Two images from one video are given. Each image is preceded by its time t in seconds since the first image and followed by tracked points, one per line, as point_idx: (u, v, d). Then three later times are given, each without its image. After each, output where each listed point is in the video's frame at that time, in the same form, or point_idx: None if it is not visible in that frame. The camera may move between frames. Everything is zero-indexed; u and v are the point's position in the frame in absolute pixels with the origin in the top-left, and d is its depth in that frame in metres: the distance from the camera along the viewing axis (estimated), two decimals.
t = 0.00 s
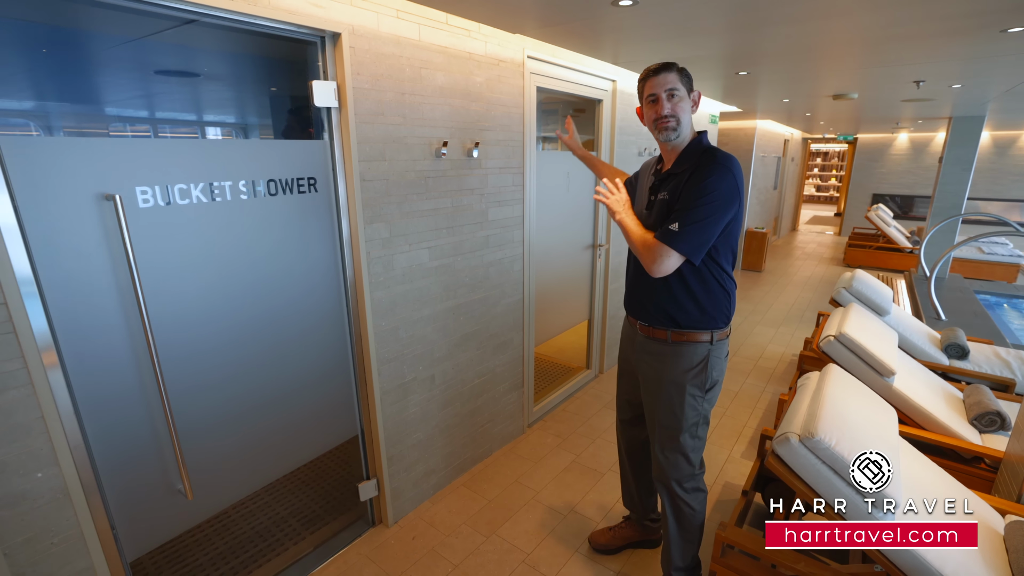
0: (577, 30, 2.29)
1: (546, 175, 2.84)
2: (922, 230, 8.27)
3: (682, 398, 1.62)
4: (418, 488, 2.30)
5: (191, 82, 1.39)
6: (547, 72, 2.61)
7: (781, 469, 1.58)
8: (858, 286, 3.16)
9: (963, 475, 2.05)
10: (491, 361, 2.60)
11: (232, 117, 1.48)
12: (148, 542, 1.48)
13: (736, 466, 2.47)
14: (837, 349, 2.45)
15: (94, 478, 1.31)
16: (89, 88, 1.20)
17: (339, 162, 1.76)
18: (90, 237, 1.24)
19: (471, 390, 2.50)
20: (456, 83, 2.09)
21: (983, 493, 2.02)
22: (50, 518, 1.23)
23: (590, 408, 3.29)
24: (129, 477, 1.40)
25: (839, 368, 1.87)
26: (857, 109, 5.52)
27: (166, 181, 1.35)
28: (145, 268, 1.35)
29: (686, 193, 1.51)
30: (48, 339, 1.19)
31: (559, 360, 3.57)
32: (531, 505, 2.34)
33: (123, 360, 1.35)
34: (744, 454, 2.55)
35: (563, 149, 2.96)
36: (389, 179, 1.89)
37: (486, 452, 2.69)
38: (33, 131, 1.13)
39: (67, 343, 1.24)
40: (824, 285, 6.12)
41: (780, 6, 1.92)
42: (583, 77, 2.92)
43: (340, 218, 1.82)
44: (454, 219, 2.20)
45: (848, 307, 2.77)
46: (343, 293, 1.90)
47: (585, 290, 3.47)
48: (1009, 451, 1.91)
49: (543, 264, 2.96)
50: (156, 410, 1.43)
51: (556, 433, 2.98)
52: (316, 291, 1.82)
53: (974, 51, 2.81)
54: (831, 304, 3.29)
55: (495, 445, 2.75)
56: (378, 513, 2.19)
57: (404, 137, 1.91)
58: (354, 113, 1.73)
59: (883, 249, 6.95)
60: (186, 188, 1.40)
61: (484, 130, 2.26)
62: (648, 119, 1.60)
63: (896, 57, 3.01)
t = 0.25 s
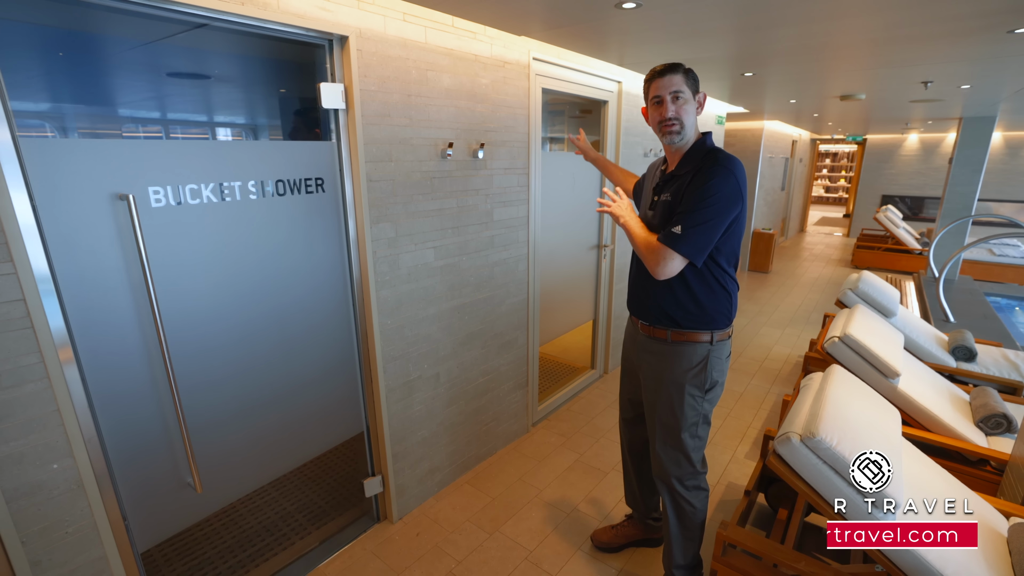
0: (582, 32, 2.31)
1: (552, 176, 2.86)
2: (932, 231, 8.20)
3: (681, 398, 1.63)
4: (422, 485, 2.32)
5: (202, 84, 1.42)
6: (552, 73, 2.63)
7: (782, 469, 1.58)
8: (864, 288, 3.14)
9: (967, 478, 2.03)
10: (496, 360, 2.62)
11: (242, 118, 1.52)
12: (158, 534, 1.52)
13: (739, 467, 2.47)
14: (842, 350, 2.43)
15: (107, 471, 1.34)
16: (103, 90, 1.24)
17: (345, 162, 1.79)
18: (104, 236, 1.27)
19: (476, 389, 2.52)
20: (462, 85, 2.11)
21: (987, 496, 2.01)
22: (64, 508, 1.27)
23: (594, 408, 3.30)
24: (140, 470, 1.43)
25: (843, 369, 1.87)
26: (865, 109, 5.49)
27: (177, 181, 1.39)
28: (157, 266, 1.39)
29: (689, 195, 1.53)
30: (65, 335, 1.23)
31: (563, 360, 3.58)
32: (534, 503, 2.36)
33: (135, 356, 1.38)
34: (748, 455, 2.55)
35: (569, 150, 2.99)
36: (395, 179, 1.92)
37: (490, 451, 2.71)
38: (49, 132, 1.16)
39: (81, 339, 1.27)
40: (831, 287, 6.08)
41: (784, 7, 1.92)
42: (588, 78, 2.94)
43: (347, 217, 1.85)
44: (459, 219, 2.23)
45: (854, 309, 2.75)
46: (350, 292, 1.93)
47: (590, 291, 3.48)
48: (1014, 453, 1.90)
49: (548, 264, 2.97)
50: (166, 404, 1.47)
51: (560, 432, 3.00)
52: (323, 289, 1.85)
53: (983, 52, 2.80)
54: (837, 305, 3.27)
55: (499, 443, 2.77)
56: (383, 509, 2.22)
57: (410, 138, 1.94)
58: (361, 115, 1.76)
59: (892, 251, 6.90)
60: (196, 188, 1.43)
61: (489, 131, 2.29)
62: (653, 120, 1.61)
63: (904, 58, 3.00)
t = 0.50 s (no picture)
0: (585, 34, 2.32)
1: (555, 177, 2.87)
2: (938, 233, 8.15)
3: (686, 400, 1.64)
4: (425, 483, 2.34)
5: (209, 86, 1.45)
6: (555, 75, 2.64)
7: (782, 469, 1.58)
8: (868, 289, 3.14)
9: (971, 479, 2.02)
10: (498, 359, 2.64)
11: (248, 119, 1.54)
12: (165, 528, 1.54)
13: (742, 467, 2.48)
14: (844, 350, 2.43)
15: (115, 465, 1.37)
16: (113, 92, 1.26)
17: (349, 163, 1.81)
18: (113, 235, 1.30)
19: (479, 388, 2.54)
20: (465, 86, 2.13)
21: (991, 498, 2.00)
22: (74, 502, 1.29)
23: (597, 408, 3.31)
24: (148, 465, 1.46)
25: (845, 370, 1.87)
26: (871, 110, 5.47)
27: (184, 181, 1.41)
28: (165, 265, 1.41)
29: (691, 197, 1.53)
30: (75, 333, 1.25)
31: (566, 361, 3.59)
32: (536, 502, 2.37)
33: (142, 353, 1.41)
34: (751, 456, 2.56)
35: (573, 150, 3.00)
36: (399, 180, 1.94)
37: (492, 450, 2.72)
38: (59, 133, 1.19)
39: (90, 336, 1.30)
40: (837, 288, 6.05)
41: (786, 8, 1.93)
42: (591, 79, 2.95)
43: (351, 217, 1.87)
44: (463, 219, 2.24)
45: (857, 310, 2.75)
46: (354, 291, 1.96)
47: (593, 291, 3.49)
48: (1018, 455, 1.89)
49: (552, 265, 2.99)
50: (172, 401, 1.49)
51: (562, 432, 3.01)
52: (327, 289, 1.88)
53: (988, 52, 2.79)
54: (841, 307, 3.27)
55: (502, 442, 2.79)
56: (386, 506, 2.24)
57: (413, 139, 1.96)
58: (365, 117, 1.78)
59: (899, 252, 6.86)
60: (203, 189, 1.46)
61: (492, 132, 2.30)
62: (648, 128, 1.62)
63: (908, 59, 2.99)
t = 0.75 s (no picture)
0: (586, 35, 2.34)
1: (557, 178, 2.88)
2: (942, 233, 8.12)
3: (687, 402, 1.65)
4: (426, 482, 2.36)
5: (213, 87, 1.47)
6: (556, 76, 2.65)
7: (781, 469, 1.59)
8: (870, 289, 3.14)
9: (971, 480, 2.02)
10: (499, 359, 2.65)
11: (252, 120, 1.56)
12: (169, 524, 1.56)
13: (743, 468, 2.48)
14: (845, 351, 2.44)
15: (119, 461, 1.39)
16: (118, 94, 1.28)
17: (352, 163, 1.83)
18: (118, 234, 1.32)
19: (480, 387, 2.55)
20: (467, 87, 2.15)
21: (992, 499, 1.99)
22: (79, 497, 1.31)
23: (598, 408, 3.31)
24: (153, 461, 1.48)
25: (844, 370, 1.87)
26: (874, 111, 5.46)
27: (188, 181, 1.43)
28: (169, 264, 1.43)
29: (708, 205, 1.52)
30: (80, 331, 1.27)
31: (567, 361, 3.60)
32: (537, 501, 2.38)
33: (146, 351, 1.43)
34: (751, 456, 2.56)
35: (574, 151, 3.01)
36: (400, 181, 1.95)
37: (493, 449, 2.73)
38: (65, 134, 1.21)
39: (96, 334, 1.32)
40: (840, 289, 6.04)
41: (786, 9, 1.94)
42: (593, 80, 2.96)
43: (353, 217, 1.89)
44: (464, 220, 2.26)
45: (857, 310, 2.75)
46: (356, 291, 1.97)
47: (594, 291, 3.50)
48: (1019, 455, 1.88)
49: (553, 265, 3.00)
50: (176, 398, 1.51)
51: (563, 432, 3.02)
52: (329, 288, 1.89)
53: (991, 53, 2.78)
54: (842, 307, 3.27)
55: (503, 442, 2.80)
56: (387, 505, 2.25)
57: (415, 140, 1.97)
58: (367, 118, 1.80)
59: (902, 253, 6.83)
60: (207, 189, 1.48)
61: (493, 133, 2.32)
62: (648, 122, 1.64)
63: (910, 59, 2.99)
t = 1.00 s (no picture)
0: (588, 36, 2.34)
1: (558, 178, 2.88)
2: (947, 234, 8.08)
3: (686, 407, 1.65)
4: (427, 481, 2.36)
5: (217, 88, 1.48)
6: (558, 76, 2.65)
7: (781, 469, 1.59)
8: (872, 290, 3.13)
9: (974, 482, 2.01)
10: (501, 359, 2.66)
11: (255, 120, 1.57)
12: (171, 523, 1.57)
13: (744, 468, 2.48)
14: (846, 352, 2.44)
15: (123, 459, 1.40)
16: (122, 95, 1.30)
17: (353, 164, 1.84)
18: (122, 235, 1.33)
19: (481, 387, 2.56)
20: (468, 88, 2.16)
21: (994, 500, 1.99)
22: (82, 495, 1.32)
23: (599, 408, 3.31)
24: (154, 461, 1.48)
25: (845, 371, 1.87)
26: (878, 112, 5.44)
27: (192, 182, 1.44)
28: (172, 264, 1.44)
29: (746, 204, 1.51)
30: (84, 331, 1.28)
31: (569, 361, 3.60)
32: (537, 501, 2.38)
33: (149, 350, 1.44)
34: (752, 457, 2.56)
35: (576, 151, 3.02)
36: (402, 181, 1.96)
37: (494, 449, 2.74)
38: (70, 134, 1.22)
39: (100, 333, 1.33)
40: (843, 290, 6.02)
41: (788, 10, 1.94)
42: (595, 81, 2.97)
43: (355, 217, 1.90)
44: (466, 220, 2.27)
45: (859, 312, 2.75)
46: (358, 291, 1.98)
47: (596, 292, 3.50)
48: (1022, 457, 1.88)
49: (554, 265, 3.00)
50: (179, 396, 1.52)
51: (564, 432, 3.02)
52: (331, 289, 1.90)
53: (994, 52, 2.77)
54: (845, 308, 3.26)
55: (504, 441, 2.80)
56: (388, 504, 2.26)
57: (416, 140, 1.98)
58: (369, 119, 1.81)
59: (907, 254, 6.80)
60: (210, 189, 1.49)
61: (495, 134, 2.33)
62: (659, 114, 1.64)
63: (914, 59, 2.98)
